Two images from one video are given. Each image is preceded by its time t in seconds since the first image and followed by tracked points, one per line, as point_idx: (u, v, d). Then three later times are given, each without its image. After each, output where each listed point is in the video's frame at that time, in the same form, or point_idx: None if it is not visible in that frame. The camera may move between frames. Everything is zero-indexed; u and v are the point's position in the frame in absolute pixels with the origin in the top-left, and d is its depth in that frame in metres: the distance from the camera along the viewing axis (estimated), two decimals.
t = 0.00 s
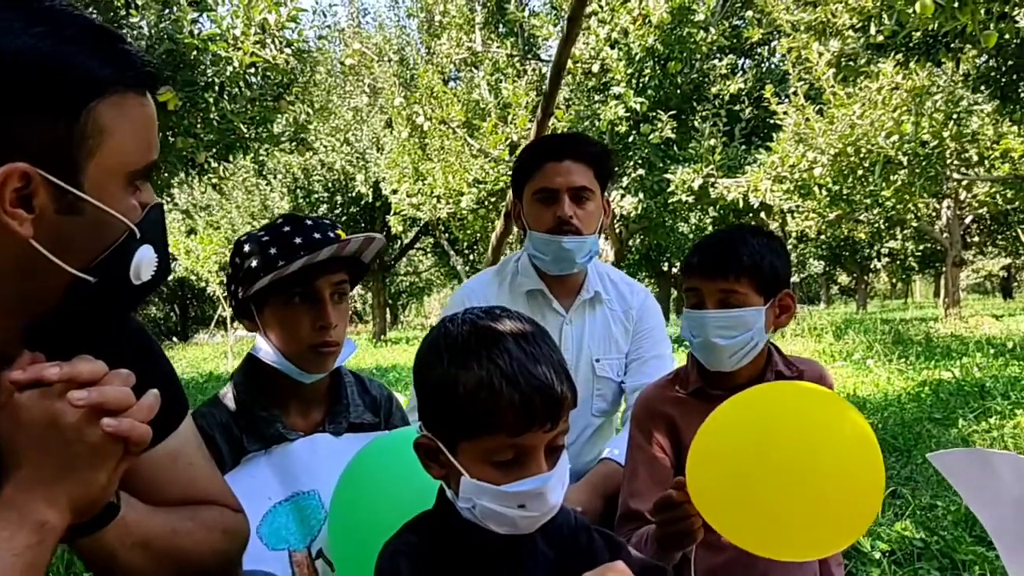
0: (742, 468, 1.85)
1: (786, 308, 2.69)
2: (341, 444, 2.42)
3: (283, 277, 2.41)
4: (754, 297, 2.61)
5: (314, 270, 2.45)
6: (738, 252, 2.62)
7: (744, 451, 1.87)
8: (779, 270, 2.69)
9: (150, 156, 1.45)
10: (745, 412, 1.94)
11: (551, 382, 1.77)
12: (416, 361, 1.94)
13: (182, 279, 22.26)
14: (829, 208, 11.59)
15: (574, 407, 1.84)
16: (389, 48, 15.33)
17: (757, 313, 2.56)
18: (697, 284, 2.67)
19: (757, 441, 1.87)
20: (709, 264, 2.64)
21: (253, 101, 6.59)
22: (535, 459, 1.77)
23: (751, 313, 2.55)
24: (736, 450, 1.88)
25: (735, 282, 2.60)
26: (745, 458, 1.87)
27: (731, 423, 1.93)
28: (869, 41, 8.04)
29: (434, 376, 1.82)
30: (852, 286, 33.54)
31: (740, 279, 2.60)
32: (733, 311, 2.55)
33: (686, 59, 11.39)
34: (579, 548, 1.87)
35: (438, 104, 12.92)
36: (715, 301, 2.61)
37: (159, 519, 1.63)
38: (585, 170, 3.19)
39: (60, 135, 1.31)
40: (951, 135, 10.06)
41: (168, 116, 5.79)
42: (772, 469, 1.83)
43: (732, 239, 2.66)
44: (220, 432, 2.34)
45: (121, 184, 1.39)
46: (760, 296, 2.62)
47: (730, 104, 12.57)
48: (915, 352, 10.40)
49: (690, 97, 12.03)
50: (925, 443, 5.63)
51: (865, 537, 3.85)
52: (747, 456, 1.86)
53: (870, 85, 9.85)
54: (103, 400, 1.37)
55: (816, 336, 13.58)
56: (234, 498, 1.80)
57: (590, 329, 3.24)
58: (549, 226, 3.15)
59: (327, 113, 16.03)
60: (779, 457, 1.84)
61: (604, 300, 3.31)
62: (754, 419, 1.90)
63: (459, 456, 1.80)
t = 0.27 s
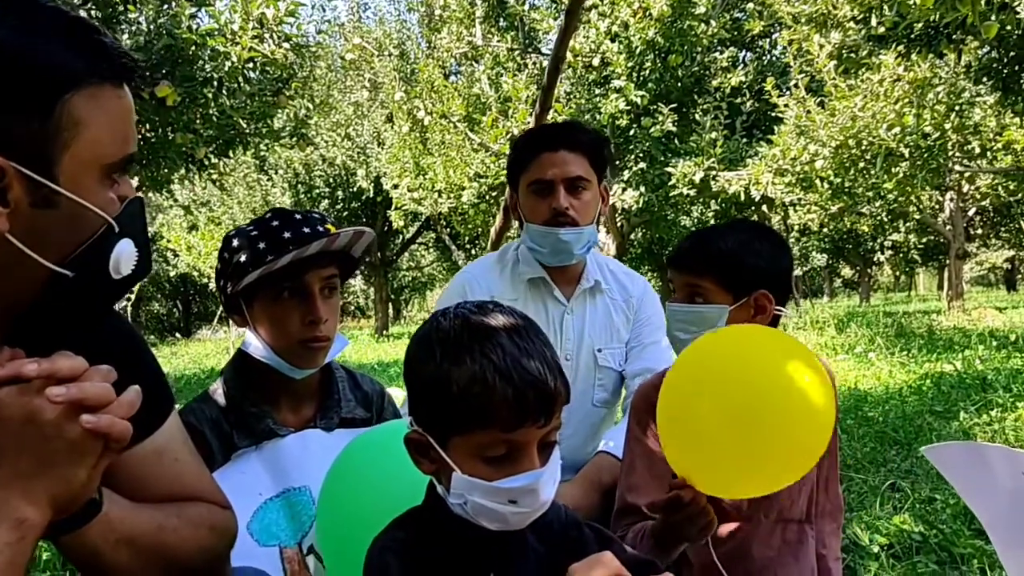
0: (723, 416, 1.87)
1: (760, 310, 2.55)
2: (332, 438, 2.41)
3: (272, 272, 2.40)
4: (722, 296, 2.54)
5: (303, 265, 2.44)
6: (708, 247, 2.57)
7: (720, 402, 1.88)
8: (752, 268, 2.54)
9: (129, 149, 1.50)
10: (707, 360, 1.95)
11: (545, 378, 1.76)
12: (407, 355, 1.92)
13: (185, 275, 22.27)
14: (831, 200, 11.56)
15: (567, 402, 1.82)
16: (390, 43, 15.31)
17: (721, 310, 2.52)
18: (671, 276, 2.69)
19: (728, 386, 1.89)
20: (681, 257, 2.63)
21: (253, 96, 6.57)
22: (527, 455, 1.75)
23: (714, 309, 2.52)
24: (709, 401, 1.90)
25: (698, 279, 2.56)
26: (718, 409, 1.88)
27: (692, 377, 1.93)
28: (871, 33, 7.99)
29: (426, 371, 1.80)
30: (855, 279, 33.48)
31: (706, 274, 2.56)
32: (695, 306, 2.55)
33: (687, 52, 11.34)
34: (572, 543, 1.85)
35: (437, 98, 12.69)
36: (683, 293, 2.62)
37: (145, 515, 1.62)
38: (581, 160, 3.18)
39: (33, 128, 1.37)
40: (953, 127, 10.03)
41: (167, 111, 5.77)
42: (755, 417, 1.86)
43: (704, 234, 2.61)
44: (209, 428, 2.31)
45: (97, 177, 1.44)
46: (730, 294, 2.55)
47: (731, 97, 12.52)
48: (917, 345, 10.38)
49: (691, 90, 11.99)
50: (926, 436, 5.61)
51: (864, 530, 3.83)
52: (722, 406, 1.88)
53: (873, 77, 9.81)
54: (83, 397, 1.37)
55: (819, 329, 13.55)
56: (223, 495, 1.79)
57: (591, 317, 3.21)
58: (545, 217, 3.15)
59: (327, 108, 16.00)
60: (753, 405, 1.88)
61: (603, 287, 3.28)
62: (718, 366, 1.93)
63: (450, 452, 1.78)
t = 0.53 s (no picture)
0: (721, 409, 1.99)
1: (805, 287, 2.66)
2: (377, 421, 2.46)
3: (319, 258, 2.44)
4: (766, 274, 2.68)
5: (348, 250, 2.48)
6: (752, 225, 2.71)
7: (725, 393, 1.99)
8: (796, 246, 2.68)
9: (175, 136, 1.56)
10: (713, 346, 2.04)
11: (589, 358, 1.78)
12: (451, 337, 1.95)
13: (228, 266, 22.58)
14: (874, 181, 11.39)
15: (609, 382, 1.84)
16: (425, 31, 15.34)
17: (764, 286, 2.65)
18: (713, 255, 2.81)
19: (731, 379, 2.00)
20: (723, 236, 2.76)
21: (292, 87, 6.63)
22: (571, 435, 1.77)
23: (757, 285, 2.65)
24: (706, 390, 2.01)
25: (742, 255, 2.71)
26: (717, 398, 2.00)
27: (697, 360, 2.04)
28: (913, 9, 7.85)
29: (470, 351, 1.83)
30: (899, 261, 32.96)
31: (749, 250, 2.70)
32: (738, 283, 2.68)
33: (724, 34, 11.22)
34: (614, 522, 1.87)
35: (475, 85, 12.78)
36: (725, 270, 2.75)
37: (197, 494, 1.66)
38: (603, 139, 3.20)
39: (82, 115, 1.42)
40: (998, 105, 9.83)
41: (209, 103, 5.85)
42: (755, 411, 1.98)
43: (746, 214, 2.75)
44: (259, 411, 2.37)
45: (144, 161, 1.50)
46: (771, 272, 2.68)
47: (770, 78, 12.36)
48: (964, 326, 10.20)
49: (730, 71, 11.86)
50: (973, 418, 5.54)
51: (909, 512, 3.80)
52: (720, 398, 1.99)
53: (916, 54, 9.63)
54: (137, 377, 1.42)
55: (862, 312, 13.39)
56: (272, 475, 1.84)
57: (619, 297, 3.19)
58: (564, 198, 3.18)
59: (364, 97, 16.10)
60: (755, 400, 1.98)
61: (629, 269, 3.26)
62: (726, 358, 2.02)
63: (494, 430, 1.80)
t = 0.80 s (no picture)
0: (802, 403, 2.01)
1: (868, 273, 2.55)
2: (426, 415, 2.48)
3: (371, 250, 2.48)
4: (830, 262, 2.52)
5: (399, 245, 2.51)
6: (810, 214, 2.54)
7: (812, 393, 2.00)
8: (858, 233, 2.55)
9: (229, 136, 1.60)
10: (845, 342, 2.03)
11: (635, 351, 1.78)
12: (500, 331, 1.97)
13: (277, 258, 22.91)
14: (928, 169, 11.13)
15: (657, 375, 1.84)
16: (470, 22, 15.35)
17: (828, 276, 2.49)
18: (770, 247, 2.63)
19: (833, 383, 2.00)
20: (779, 227, 2.60)
21: (339, 81, 6.69)
22: (619, 428, 1.77)
23: (820, 276, 2.48)
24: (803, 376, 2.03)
25: (806, 244, 2.52)
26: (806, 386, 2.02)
27: (821, 347, 2.03)
28: None
29: (518, 346, 1.85)
30: (954, 249, 32.25)
31: (810, 241, 2.52)
32: (800, 274, 2.51)
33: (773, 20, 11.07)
34: (662, 514, 1.88)
35: (521, 76, 12.77)
36: (787, 263, 2.56)
37: (250, 484, 1.70)
38: (617, 139, 3.16)
39: (141, 115, 1.45)
40: None
41: (258, 98, 5.93)
42: (844, 389, 1.99)
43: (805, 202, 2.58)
44: (311, 402, 2.40)
45: (200, 159, 1.54)
46: (835, 261, 2.52)
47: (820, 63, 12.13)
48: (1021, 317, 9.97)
49: (779, 58, 11.68)
50: None
51: (963, 505, 3.73)
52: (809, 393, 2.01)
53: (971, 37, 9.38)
54: (194, 370, 1.48)
55: (914, 302, 13.16)
56: (322, 467, 1.87)
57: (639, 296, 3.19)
58: (580, 201, 3.14)
59: (410, 89, 16.17)
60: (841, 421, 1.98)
61: (648, 268, 3.25)
62: (815, 359, 2.03)
63: (540, 423, 1.81)
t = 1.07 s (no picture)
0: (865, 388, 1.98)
1: (926, 264, 2.57)
2: (468, 410, 2.50)
3: (410, 248, 2.51)
4: (891, 254, 2.50)
5: (438, 241, 2.53)
6: (870, 207, 2.51)
7: (874, 383, 1.97)
8: (918, 223, 2.56)
9: (278, 140, 1.62)
10: (921, 339, 1.97)
11: (676, 348, 1.77)
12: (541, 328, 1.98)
13: (320, 256, 23.16)
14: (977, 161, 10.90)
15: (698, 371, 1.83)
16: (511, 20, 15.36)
17: (895, 269, 2.49)
18: (829, 243, 2.57)
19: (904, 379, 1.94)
20: (838, 222, 2.55)
21: (381, 80, 6.74)
22: (660, 424, 1.78)
23: (889, 269, 2.48)
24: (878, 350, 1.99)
25: (870, 237, 2.50)
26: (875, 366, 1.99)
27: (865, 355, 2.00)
28: None
29: (558, 343, 1.85)
30: (1004, 244, 31.58)
31: (874, 233, 2.50)
32: (868, 268, 2.49)
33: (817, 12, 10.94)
34: (704, 511, 1.88)
35: (561, 72, 12.76)
36: (851, 259, 2.53)
37: (297, 479, 1.73)
38: (648, 138, 3.14)
39: (194, 120, 1.49)
40: None
41: (301, 98, 6.00)
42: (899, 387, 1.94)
43: (863, 194, 2.57)
44: (356, 398, 2.43)
45: (249, 163, 1.57)
46: (897, 252, 2.51)
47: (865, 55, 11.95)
48: None
49: (822, 51, 11.54)
50: None
51: (1014, 504, 3.66)
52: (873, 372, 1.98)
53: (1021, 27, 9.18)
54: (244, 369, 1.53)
55: (963, 298, 12.92)
56: (367, 460, 1.90)
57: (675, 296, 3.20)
58: (612, 203, 3.13)
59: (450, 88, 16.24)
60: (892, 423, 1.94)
61: (686, 266, 3.24)
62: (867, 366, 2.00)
63: (582, 419, 1.82)
